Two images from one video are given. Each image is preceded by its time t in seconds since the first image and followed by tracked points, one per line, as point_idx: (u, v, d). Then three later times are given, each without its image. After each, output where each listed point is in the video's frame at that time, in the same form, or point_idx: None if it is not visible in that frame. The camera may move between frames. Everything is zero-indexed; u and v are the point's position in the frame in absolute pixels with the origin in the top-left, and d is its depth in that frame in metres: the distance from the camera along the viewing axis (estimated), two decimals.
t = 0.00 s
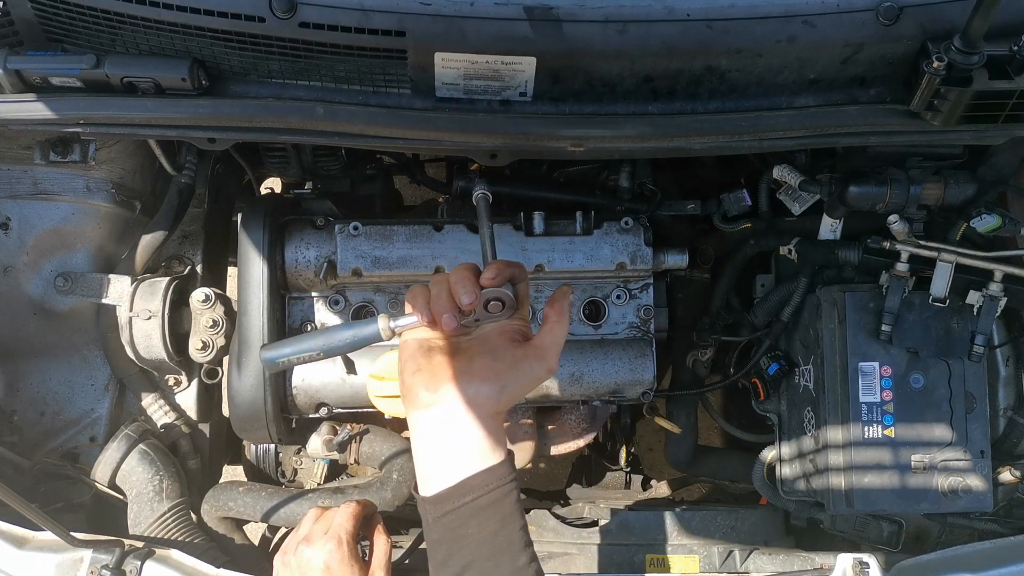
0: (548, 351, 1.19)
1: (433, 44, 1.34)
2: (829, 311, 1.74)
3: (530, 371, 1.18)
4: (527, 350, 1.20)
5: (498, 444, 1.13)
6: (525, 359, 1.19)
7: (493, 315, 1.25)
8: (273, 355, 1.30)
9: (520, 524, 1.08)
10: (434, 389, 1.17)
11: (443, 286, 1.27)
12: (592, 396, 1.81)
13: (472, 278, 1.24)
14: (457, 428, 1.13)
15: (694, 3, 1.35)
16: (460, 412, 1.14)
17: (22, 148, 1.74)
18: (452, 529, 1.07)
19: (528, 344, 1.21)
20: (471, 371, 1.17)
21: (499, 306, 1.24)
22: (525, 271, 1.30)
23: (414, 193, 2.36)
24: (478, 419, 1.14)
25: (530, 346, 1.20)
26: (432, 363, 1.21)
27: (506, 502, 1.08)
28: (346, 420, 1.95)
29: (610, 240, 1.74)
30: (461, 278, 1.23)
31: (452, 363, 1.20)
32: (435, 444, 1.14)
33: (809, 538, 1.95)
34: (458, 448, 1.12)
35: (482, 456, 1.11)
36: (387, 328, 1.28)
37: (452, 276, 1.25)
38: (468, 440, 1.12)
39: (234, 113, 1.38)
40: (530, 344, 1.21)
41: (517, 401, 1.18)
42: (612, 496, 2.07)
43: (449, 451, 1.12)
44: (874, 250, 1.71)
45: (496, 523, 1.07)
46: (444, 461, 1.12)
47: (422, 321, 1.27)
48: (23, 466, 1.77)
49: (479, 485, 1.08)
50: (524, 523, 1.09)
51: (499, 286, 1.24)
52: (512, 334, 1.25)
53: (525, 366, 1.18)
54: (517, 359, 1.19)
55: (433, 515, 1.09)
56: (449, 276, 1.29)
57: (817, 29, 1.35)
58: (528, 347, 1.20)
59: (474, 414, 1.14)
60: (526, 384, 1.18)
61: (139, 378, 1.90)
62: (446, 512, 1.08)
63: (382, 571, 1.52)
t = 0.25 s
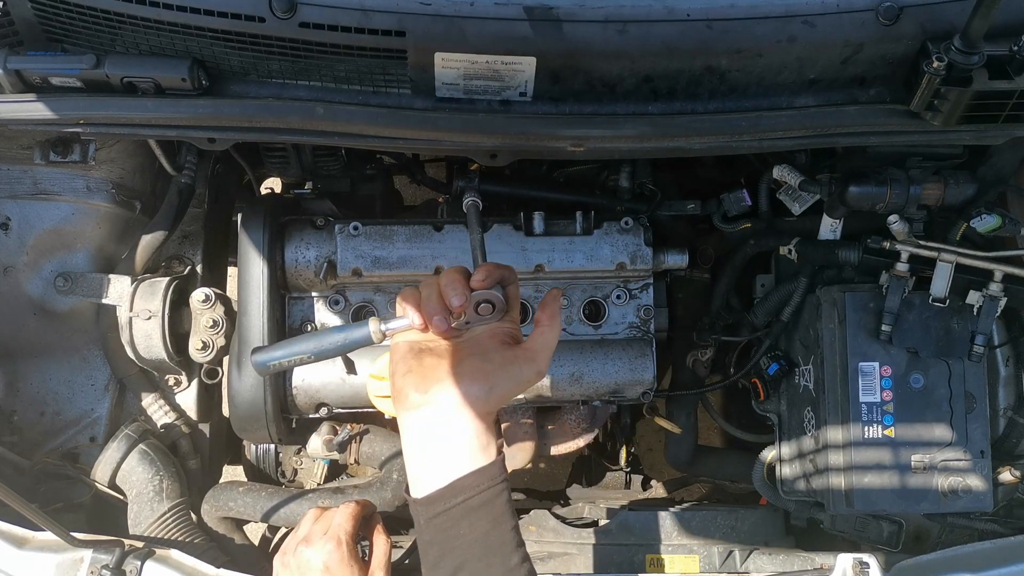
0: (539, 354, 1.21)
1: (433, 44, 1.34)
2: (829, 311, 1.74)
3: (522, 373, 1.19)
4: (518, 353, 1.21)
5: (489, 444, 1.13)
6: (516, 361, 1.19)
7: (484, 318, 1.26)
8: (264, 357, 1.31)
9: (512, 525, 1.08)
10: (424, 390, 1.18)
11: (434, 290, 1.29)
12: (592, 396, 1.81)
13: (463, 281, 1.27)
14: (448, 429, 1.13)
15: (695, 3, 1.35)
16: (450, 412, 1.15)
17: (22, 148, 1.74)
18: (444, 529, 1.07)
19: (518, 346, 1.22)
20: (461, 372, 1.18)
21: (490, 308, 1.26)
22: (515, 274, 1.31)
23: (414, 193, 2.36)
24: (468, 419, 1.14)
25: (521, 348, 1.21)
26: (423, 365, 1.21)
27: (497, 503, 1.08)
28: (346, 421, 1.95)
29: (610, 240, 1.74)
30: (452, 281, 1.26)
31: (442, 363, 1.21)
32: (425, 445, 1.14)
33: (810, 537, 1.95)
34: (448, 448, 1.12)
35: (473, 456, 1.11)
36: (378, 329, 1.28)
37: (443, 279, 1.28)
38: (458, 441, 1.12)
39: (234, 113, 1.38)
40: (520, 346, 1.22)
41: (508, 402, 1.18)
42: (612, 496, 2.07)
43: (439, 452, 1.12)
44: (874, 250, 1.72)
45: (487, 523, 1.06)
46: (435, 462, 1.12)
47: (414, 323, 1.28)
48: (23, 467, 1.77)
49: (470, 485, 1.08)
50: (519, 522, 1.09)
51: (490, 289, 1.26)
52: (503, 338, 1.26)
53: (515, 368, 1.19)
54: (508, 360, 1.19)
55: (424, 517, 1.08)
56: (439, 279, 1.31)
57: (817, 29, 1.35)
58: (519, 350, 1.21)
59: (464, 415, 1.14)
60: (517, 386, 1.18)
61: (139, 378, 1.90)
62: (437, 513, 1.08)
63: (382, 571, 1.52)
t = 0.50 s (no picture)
0: (540, 355, 1.22)
1: (433, 44, 1.34)
2: (829, 311, 1.74)
3: (524, 375, 1.19)
4: (519, 356, 1.21)
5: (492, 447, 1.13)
6: (517, 364, 1.20)
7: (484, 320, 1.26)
8: (265, 359, 1.31)
9: (515, 527, 1.08)
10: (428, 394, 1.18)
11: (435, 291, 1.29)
12: (592, 396, 1.81)
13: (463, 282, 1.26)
14: (452, 433, 1.13)
15: (695, 3, 1.35)
16: (454, 416, 1.14)
17: (22, 148, 1.74)
18: (448, 533, 1.07)
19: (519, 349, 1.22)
20: (464, 376, 1.18)
21: (490, 310, 1.26)
22: (515, 276, 1.32)
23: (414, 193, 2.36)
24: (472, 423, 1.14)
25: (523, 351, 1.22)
26: (425, 369, 1.21)
27: (501, 505, 1.08)
28: (346, 421, 1.95)
29: (610, 240, 1.74)
30: (452, 281, 1.25)
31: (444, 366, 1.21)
32: (430, 449, 1.13)
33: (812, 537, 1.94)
34: (453, 452, 1.12)
35: (477, 459, 1.11)
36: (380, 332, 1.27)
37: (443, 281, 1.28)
38: (462, 444, 1.12)
39: (234, 113, 1.38)
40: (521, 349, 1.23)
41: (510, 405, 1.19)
42: (612, 496, 2.07)
43: (444, 456, 1.12)
44: (874, 250, 1.72)
45: (491, 526, 1.06)
46: (439, 466, 1.12)
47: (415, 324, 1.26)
48: (23, 467, 1.77)
49: (475, 488, 1.08)
50: (521, 524, 1.09)
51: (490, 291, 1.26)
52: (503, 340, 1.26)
53: (517, 371, 1.19)
54: (510, 363, 1.20)
55: (429, 520, 1.08)
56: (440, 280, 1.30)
57: (817, 29, 1.35)
58: (520, 352, 1.22)
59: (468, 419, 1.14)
60: (519, 389, 1.18)
61: (139, 378, 1.90)
62: (442, 517, 1.07)
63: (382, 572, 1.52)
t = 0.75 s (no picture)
0: (567, 379, 1.23)
1: (433, 44, 1.34)
2: (829, 311, 1.73)
3: (553, 401, 1.22)
4: (548, 381, 1.23)
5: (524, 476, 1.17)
6: (546, 390, 1.22)
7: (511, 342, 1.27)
8: (293, 386, 1.34)
9: (548, 552, 1.13)
10: (461, 424, 1.21)
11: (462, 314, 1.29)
12: (592, 396, 1.81)
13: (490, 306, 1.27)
14: (485, 464, 1.17)
15: (695, 3, 1.35)
16: (487, 447, 1.18)
17: (22, 148, 1.74)
18: (483, 559, 1.12)
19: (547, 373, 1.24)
20: (496, 407, 1.21)
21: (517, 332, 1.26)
22: (539, 296, 1.32)
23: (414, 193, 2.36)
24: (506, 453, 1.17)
25: (552, 376, 1.23)
26: (457, 398, 1.24)
27: (534, 532, 1.12)
28: (347, 420, 1.94)
29: (610, 240, 1.74)
30: (479, 306, 1.27)
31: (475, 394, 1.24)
32: (464, 479, 1.17)
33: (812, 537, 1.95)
34: (487, 481, 1.16)
35: (510, 489, 1.15)
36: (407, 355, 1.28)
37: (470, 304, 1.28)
38: (495, 474, 1.16)
39: (234, 113, 1.38)
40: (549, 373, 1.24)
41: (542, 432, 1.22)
42: (613, 496, 2.07)
43: (478, 486, 1.16)
44: (874, 250, 1.72)
45: (525, 551, 1.11)
46: (474, 496, 1.16)
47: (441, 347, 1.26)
48: (23, 466, 1.77)
49: (509, 517, 1.13)
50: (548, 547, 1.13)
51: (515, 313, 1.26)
52: (530, 363, 1.28)
53: (547, 398, 1.22)
54: (539, 388, 1.22)
55: (465, 547, 1.13)
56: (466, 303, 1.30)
57: (817, 29, 1.35)
58: (548, 377, 1.23)
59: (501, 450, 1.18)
60: (549, 416, 1.21)
61: (139, 378, 1.90)
62: (477, 543, 1.12)
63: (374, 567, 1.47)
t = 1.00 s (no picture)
0: (606, 429, 1.27)
1: (434, 43, 1.34)
2: (829, 311, 1.73)
3: (593, 452, 1.26)
4: (587, 430, 1.27)
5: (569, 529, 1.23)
6: (584, 440, 1.26)
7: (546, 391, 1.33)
8: (333, 453, 1.28)
9: None
10: (505, 481, 1.24)
11: (495, 369, 1.33)
12: (592, 396, 1.81)
13: (522, 359, 1.32)
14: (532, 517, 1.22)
15: (695, 3, 1.35)
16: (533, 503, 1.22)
17: (22, 148, 1.74)
18: None
19: (585, 421, 1.28)
20: (539, 462, 1.25)
21: (552, 381, 1.33)
22: (572, 342, 1.38)
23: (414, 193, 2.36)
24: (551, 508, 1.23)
25: (590, 425, 1.27)
26: (498, 454, 1.27)
27: None
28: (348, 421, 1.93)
29: (610, 240, 1.74)
30: (513, 361, 1.31)
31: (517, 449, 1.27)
32: (514, 536, 1.22)
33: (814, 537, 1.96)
34: (535, 537, 1.21)
35: (558, 542, 1.21)
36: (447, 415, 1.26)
37: (502, 359, 1.33)
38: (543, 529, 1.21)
39: (234, 113, 1.38)
40: (586, 422, 1.28)
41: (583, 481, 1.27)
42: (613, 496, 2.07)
43: (526, 541, 1.21)
44: (874, 251, 1.72)
45: None
46: (523, 551, 1.21)
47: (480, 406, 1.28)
48: (23, 466, 1.77)
49: (557, 570, 1.20)
50: None
51: (548, 363, 1.32)
52: (566, 412, 1.32)
53: (589, 448, 1.26)
54: (579, 440, 1.26)
55: None
56: (498, 356, 1.35)
57: (817, 29, 1.35)
58: (586, 425, 1.28)
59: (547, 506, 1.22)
60: (591, 466, 1.26)
61: (139, 378, 1.91)
62: None
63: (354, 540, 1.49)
